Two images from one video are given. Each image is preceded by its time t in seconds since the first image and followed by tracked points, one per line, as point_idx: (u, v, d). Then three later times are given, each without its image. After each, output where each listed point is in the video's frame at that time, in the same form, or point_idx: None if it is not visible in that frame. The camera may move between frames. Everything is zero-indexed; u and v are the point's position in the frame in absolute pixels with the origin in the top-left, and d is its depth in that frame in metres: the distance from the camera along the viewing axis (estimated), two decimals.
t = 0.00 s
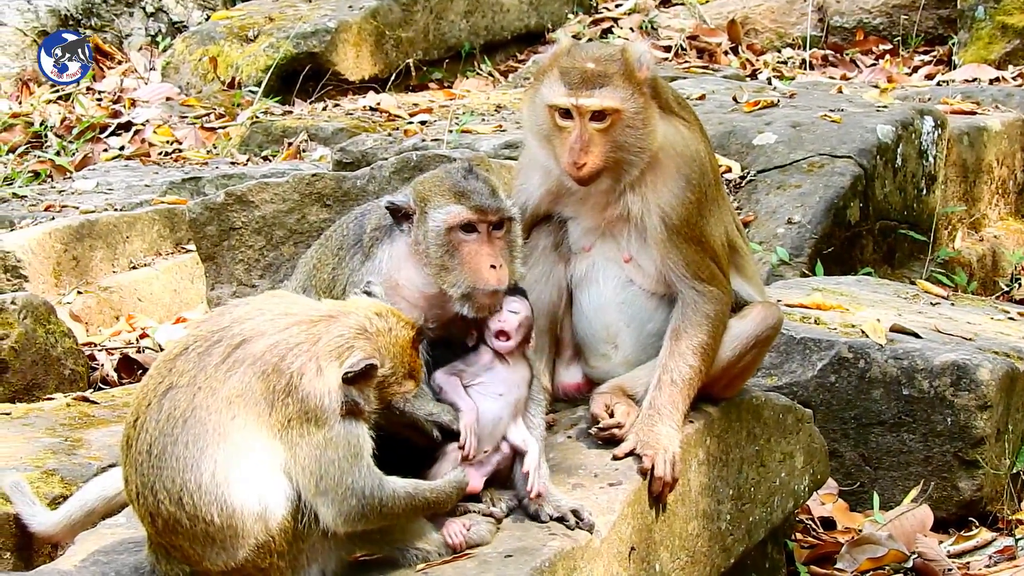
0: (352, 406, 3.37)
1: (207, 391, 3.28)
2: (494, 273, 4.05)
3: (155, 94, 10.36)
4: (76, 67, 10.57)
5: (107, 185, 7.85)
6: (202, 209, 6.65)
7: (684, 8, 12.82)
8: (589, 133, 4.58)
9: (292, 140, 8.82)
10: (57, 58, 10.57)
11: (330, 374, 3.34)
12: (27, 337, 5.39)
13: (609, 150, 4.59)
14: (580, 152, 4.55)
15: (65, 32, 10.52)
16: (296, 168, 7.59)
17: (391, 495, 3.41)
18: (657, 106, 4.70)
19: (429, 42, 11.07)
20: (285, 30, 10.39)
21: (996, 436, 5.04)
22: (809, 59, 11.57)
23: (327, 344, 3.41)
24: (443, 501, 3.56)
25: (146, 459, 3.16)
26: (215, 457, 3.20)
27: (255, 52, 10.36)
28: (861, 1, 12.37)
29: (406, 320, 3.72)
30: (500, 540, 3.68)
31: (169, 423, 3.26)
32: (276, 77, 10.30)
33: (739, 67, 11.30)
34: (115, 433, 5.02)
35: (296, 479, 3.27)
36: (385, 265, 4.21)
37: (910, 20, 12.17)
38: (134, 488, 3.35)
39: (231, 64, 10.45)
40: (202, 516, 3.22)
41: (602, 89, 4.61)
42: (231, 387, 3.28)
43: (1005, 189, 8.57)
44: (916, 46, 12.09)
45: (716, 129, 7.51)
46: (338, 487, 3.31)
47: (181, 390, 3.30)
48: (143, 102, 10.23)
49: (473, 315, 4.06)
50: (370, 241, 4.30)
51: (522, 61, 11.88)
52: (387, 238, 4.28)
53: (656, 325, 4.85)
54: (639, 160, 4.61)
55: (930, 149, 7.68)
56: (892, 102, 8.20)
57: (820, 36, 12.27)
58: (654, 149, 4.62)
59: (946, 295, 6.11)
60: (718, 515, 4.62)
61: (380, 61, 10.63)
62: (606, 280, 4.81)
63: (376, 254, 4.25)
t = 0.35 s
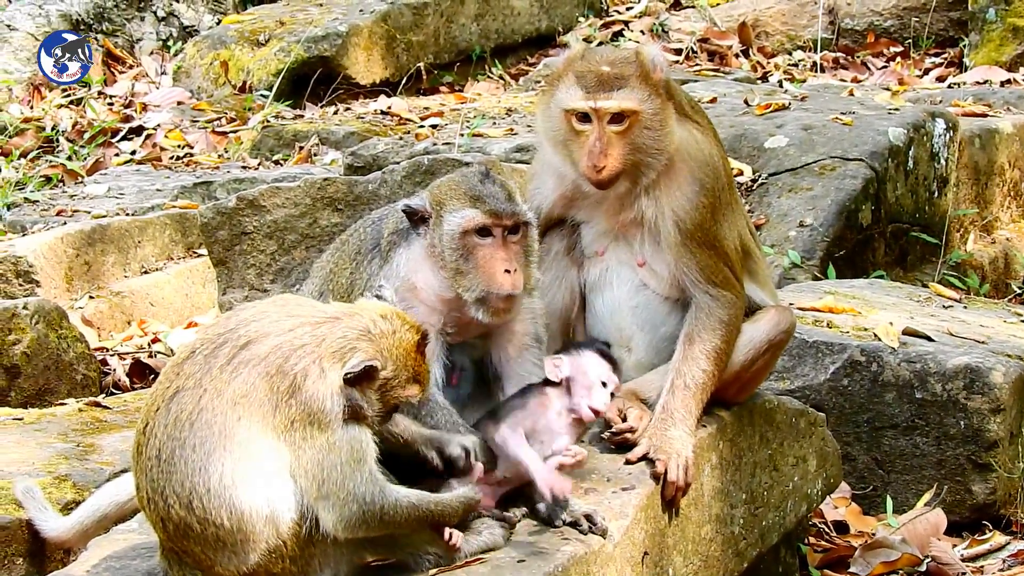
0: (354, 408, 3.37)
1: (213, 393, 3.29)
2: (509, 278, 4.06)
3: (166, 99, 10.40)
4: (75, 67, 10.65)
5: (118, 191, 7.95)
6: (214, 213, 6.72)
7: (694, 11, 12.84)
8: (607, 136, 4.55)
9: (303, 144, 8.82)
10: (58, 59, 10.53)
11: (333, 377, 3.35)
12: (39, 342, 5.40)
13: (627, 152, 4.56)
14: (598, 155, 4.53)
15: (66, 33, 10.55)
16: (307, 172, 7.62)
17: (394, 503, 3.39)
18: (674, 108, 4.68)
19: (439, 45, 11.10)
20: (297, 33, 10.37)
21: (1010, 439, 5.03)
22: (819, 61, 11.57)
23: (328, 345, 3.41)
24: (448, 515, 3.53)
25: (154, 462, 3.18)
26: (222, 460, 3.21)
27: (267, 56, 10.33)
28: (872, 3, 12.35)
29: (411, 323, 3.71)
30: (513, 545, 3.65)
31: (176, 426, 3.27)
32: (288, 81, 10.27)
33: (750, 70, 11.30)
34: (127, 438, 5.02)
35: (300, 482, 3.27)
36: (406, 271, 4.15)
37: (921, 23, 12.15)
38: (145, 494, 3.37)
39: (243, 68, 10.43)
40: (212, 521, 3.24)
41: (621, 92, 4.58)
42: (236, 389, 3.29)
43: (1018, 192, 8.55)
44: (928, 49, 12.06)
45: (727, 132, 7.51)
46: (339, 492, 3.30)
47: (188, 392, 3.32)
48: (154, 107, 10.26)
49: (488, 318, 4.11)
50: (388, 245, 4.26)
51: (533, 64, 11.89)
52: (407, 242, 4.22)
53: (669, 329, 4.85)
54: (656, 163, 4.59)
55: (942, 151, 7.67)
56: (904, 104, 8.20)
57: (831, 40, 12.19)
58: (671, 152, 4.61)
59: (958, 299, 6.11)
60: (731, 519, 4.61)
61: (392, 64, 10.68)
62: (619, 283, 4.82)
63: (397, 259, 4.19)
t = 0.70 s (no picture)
0: (362, 419, 3.38)
1: (223, 397, 3.33)
2: (538, 311, 3.93)
3: (179, 106, 10.33)
4: (75, 67, 10.80)
5: (131, 198, 7.98)
6: (226, 221, 6.74)
7: (707, 19, 12.83)
8: (617, 142, 4.53)
9: (315, 151, 8.85)
10: (57, 58, 10.74)
11: (342, 387, 3.36)
12: (50, 349, 5.43)
13: (637, 159, 4.54)
14: (608, 161, 4.50)
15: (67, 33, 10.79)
16: (319, 180, 7.67)
17: (397, 521, 3.38)
18: (684, 115, 4.67)
19: (452, 53, 11.08)
20: (309, 41, 10.38)
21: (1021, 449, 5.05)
22: (832, 69, 11.57)
23: (340, 355, 3.42)
24: (456, 541, 3.49)
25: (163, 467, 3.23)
26: (230, 466, 3.25)
27: (279, 63, 10.32)
28: (884, 11, 12.32)
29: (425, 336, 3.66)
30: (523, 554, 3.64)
31: (186, 432, 3.32)
32: (300, 89, 10.27)
33: (762, 78, 11.31)
34: (137, 447, 5.02)
35: (307, 492, 3.28)
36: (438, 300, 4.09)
37: (933, 31, 12.13)
38: (157, 501, 3.43)
39: (255, 75, 10.42)
40: (219, 528, 3.28)
41: (630, 98, 4.59)
42: (245, 394, 3.32)
43: None
44: (940, 56, 12.04)
45: (740, 141, 7.50)
46: (343, 504, 3.30)
47: (199, 396, 3.36)
48: (166, 114, 10.28)
49: (516, 348, 4.02)
50: (418, 271, 4.22)
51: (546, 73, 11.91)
52: (436, 268, 4.15)
53: (681, 338, 4.85)
54: (667, 171, 4.57)
55: (954, 160, 7.69)
56: (916, 112, 8.21)
57: (843, 47, 12.24)
58: (682, 159, 4.58)
59: (970, 307, 6.13)
60: (742, 528, 4.61)
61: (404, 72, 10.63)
62: (631, 292, 4.79)
63: (428, 285, 4.13)
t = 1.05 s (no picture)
0: (374, 423, 3.36)
1: (233, 403, 3.32)
2: (525, 309, 3.92)
3: (190, 112, 10.38)
4: (75, 66, 10.83)
5: (142, 205, 8.00)
6: (237, 228, 6.75)
7: (719, 27, 12.85)
8: (618, 149, 4.55)
9: (326, 158, 8.88)
10: (57, 58, 10.78)
11: (354, 391, 3.35)
12: (62, 355, 5.45)
13: (639, 165, 4.56)
14: (609, 167, 4.53)
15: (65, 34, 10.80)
16: (330, 188, 7.72)
17: (408, 526, 3.37)
18: (686, 121, 4.67)
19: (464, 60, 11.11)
20: (320, 48, 10.38)
21: None
22: (843, 77, 11.57)
23: (351, 359, 3.42)
24: (467, 546, 3.47)
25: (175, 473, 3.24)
26: (241, 472, 3.26)
27: (291, 70, 10.33)
28: (895, 19, 12.32)
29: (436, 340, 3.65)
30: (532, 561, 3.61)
31: (197, 438, 3.32)
32: (311, 96, 10.31)
33: (773, 86, 11.34)
34: (149, 452, 5.02)
35: (317, 498, 3.29)
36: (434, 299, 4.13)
37: (944, 39, 12.17)
38: (168, 506, 3.43)
39: (267, 82, 10.43)
40: (232, 533, 3.29)
41: (631, 105, 4.58)
42: (256, 400, 3.32)
43: None
44: (951, 65, 12.04)
45: (750, 148, 7.52)
46: (354, 509, 3.30)
47: (209, 402, 3.35)
48: (178, 120, 10.29)
49: (507, 346, 4.03)
50: (416, 272, 4.27)
51: (558, 80, 11.93)
52: (433, 266, 4.20)
53: (691, 346, 4.84)
54: (670, 178, 4.58)
55: (965, 168, 7.72)
56: (927, 121, 8.23)
57: (855, 55, 12.22)
58: (684, 166, 4.59)
59: (981, 316, 6.17)
60: (753, 535, 4.61)
61: (416, 78, 10.68)
62: (642, 299, 4.79)
63: (426, 284, 4.18)
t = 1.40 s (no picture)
0: (381, 423, 3.37)
1: (239, 407, 3.31)
2: (494, 282, 3.96)
3: (196, 116, 10.40)
4: (76, 66, 10.89)
5: (148, 208, 8.00)
6: (245, 231, 6.72)
7: (724, 30, 12.87)
8: (615, 147, 4.52)
9: (333, 161, 8.88)
10: (57, 58, 10.87)
11: (360, 392, 3.36)
12: (69, 359, 5.47)
13: (636, 164, 4.53)
14: (605, 165, 4.50)
15: (66, 35, 10.91)
16: (337, 191, 7.74)
17: (417, 526, 3.36)
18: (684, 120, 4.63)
19: (470, 63, 11.11)
20: (326, 51, 10.37)
21: None
22: (849, 80, 11.59)
23: (356, 360, 3.42)
24: (476, 543, 3.50)
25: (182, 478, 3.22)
26: (249, 476, 3.24)
27: (297, 73, 10.33)
28: (901, 22, 12.34)
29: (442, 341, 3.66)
30: (541, 564, 3.61)
31: (204, 443, 3.31)
32: (318, 99, 10.29)
33: (780, 88, 11.33)
34: (156, 456, 5.02)
35: (326, 500, 3.30)
36: (422, 281, 4.20)
37: (950, 42, 12.20)
38: (174, 512, 3.41)
39: (273, 86, 10.44)
40: (241, 537, 3.27)
41: (627, 103, 4.54)
42: (262, 404, 3.31)
43: None
44: (957, 68, 12.07)
45: (756, 151, 7.54)
46: (364, 509, 3.31)
47: (215, 408, 3.34)
48: (184, 124, 10.28)
49: (477, 323, 4.03)
50: (410, 255, 4.39)
51: (564, 83, 11.94)
52: (423, 247, 4.31)
53: (698, 348, 4.83)
54: (668, 177, 4.56)
55: (971, 171, 7.75)
56: (933, 124, 8.25)
57: (861, 58, 12.22)
58: (683, 165, 4.57)
59: (987, 318, 6.20)
60: (760, 537, 4.61)
61: (422, 82, 10.69)
62: (648, 302, 4.79)
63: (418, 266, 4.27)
